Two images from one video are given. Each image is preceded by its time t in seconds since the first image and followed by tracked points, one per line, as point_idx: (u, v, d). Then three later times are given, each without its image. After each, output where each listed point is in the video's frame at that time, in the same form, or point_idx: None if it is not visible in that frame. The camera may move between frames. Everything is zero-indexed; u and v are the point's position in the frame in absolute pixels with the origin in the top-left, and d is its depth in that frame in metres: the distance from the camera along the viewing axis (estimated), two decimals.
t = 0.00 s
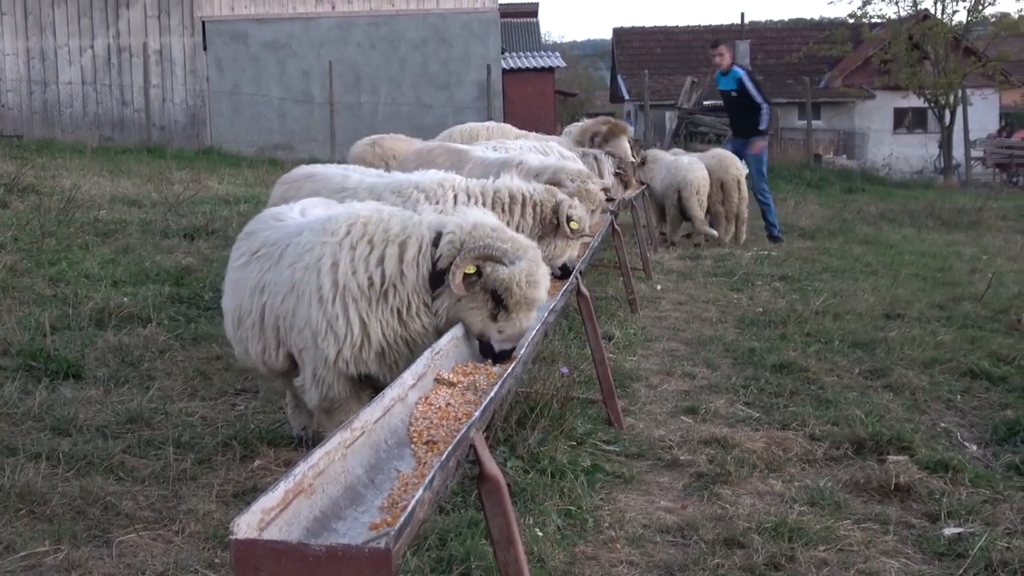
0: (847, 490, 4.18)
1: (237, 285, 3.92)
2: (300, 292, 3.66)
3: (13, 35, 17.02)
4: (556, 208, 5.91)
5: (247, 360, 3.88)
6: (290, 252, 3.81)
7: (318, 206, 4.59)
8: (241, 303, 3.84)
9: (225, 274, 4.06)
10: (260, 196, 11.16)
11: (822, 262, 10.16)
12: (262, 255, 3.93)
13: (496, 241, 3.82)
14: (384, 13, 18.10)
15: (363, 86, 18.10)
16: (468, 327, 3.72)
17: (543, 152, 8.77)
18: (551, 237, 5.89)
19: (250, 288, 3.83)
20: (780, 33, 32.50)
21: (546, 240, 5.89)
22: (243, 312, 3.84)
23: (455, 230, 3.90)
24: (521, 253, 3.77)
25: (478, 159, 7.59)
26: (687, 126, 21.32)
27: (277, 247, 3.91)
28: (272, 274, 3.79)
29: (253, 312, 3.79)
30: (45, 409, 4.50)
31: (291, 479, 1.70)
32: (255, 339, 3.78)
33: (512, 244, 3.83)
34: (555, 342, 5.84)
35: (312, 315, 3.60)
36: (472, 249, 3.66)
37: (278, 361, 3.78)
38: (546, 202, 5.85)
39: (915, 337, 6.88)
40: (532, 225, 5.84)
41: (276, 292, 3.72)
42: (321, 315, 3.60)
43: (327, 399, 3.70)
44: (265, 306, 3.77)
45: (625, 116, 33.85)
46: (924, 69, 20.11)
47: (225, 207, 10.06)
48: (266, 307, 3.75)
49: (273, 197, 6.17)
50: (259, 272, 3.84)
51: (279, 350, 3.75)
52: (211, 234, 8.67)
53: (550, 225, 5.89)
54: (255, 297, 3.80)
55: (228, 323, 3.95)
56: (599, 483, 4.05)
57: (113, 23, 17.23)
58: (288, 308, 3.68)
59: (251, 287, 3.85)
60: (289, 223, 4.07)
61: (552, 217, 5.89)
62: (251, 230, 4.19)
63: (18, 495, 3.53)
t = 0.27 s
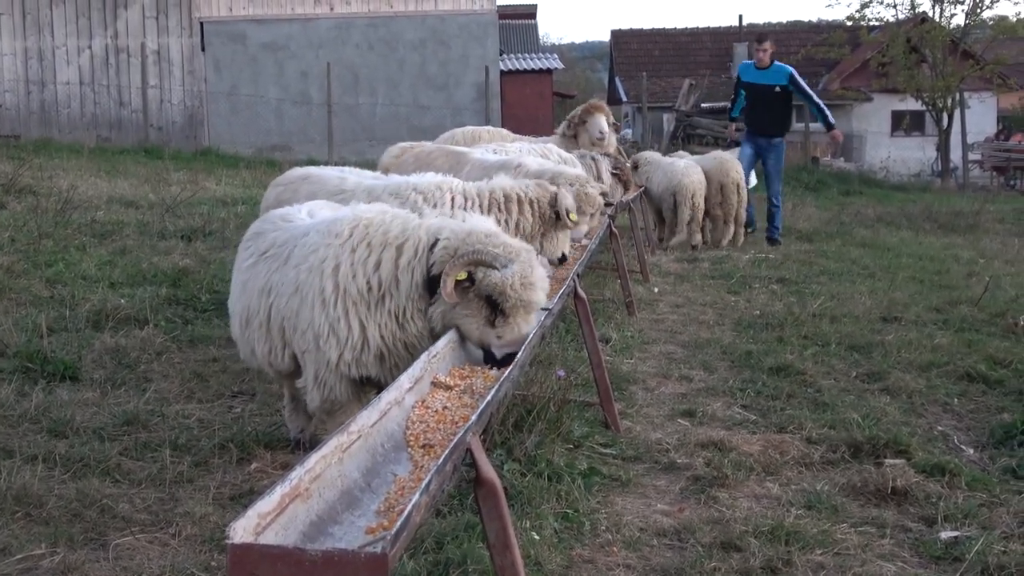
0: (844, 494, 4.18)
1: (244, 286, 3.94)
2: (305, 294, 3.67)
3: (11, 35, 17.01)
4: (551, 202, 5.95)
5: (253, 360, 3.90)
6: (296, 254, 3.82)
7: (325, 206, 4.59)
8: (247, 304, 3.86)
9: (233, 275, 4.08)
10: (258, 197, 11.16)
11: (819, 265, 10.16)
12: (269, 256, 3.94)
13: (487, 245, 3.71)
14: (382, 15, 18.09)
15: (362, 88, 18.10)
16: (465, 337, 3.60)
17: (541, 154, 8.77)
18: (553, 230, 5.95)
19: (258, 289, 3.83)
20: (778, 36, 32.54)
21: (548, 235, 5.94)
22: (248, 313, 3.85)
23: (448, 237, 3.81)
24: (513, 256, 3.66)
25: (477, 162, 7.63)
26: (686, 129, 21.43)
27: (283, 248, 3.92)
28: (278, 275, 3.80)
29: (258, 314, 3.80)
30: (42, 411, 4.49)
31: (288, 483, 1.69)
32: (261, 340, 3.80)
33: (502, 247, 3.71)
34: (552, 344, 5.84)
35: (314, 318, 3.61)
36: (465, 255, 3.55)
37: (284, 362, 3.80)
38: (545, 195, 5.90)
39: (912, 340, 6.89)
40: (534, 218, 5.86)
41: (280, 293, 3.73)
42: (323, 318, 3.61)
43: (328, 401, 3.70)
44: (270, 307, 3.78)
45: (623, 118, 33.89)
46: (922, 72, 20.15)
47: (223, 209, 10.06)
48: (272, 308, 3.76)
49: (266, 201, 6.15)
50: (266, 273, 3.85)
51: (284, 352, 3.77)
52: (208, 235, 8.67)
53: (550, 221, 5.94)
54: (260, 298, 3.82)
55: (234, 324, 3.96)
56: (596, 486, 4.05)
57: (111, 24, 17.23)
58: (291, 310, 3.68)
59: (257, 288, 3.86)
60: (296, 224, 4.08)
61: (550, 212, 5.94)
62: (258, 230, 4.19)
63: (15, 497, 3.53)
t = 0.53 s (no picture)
0: (841, 496, 4.19)
1: (247, 286, 3.95)
2: (304, 295, 3.67)
3: (9, 35, 17.02)
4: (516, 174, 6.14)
5: (253, 360, 3.91)
6: (297, 255, 3.83)
7: (330, 206, 4.59)
8: (249, 304, 3.87)
9: (236, 274, 4.09)
10: (256, 198, 11.16)
11: (817, 268, 10.17)
12: (272, 255, 3.95)
13: (480, 250, 3.64)
14: (381, 16, 18.08)
15: (361, 89, 18.11)
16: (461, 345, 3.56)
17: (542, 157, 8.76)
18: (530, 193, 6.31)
19: (259, 288, 3.85)
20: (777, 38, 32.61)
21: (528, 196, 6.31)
22: (250, 312, 3.87)
23: (442, 241, 3.75)
24: (505, 259, 3.61)
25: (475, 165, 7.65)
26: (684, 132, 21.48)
27: (285, 248, 3.93)
28: (278, 275, 3.81)
29: (259, 314, 3.81)
30: (38, 411, 4.48)
31: (284, 484, 1.69)
32: (261, 339, 3.81)
33: (495, 250, 3.64)
34: (550, 346, 5.84)
35: (312, 319, 3.61)
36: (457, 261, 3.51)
37: (283, 361, 3.80)
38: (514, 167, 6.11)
39: (909, 344, 6.89)
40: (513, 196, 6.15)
41: (280, 293, 3.74)
42: (321, 320, 3.61)
43: (325, 401, 3.69)
44: (270, 307, 3.79)
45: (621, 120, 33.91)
46: (920, 75, 20.18)
47: (221, 209, 10.05)
48: (272, 307, 3.77)
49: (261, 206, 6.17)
50: (267, 273, 3.87)
51: (283, 352, 3.77)
52: (206, 235, 8.67)
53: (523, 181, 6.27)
54: (262, 298, 3.83)
55: (236, 323, 3.98)
56: (593, 488, 4.05)
57: (110, 24, 17.25)
58: (290, 311, 3.69)
59: (258, 288, 3.87)
60: (299, 224, 4.08)
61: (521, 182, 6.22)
62: (262, 229, 4.20)
63: (11, 497, 3.52)
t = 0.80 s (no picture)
0: (838, 498, 4.19)
1: (245, 290, 3.95)
2: (302, 299, 3.67)
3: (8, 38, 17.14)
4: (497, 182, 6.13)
5: (252, 363, 3.90)
6: (295, 258, 3.83)
7: (329, 210, 4.59)
8: (247, 307, 3.87)
9: (235, 277, 4.09)
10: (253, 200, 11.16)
11: (814, 268, 10.17)
12: (270, 259, 3.95)
13: (467, 251, 3.64)
14: (377, 18, 18.05)
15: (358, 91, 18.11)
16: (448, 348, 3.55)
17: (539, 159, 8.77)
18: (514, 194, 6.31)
19: (257, 293, 3.85)
20: (773, 37, 32.65)
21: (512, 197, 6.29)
22: (248, 317, 3.86)
23: (433, 243, 3.75)
24: (490, 260, 3.60)
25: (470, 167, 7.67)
26: (681, 132, 21.50)
27: (283, 252, 3.93)
28: (277, 279, 3.81)
29: (257, 318, 3.81)
30: (35, 416, 4.47)
31: (278, 490, 1.69)
32: (260, 343, 3.80)
33: (479, 251, 3.64)
34: (547, 349, 5.84)
35: (309, 322, 3.62)
36: (440, 262, 3.54)
37: (282, 365, 3.79)
38: (498, 172, 6.07)
39: (906, 344, 6.90)
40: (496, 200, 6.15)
41: (279, 297, 3.74)
42: (319, 323, 3.61)
43: (323, 405, 3.68)
44: (268, 311, 3.78)
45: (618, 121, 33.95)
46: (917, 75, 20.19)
47: (218, 212, 10.05)
48: (270, 312, 3.77)
49: (247, 212, 6.16)
50: (265, 278, 3.87)
51: (281, 356, 3.76)
52: (203, 238, 8.67)
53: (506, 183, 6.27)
54: (260, 302, 3.82)
55: (235, 328, 3.97)
56: (590, 490, 4.05)
57: (107, 27, 17.26)
58: (288, 315, 3.69)
59: (257, 292, 3.87)
60: (297, 228, 4.08)
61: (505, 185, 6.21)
62: (260, 233, 4.20)
63: (7, 503, 3.52)
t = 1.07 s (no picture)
0: (831, 496, 4.20)
1: (240, 291, 3.95)
2: (296, 300, 3.68)
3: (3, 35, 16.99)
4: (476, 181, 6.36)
5: (248, 364, 3.90)
6: (290, 259, 3.84)
7: (323, 211, 4.59)
8: (242, 309, 3.87)
9: (229, 279, 4.09)
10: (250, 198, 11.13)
11: (810, 265, 10.19)
12: (264, 261, 3.95)
13: (449, 251, 3.64)
14: (375, 14, 18.04)
15: (355, 87, 18.09)
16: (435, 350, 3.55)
17: (533, 156, 8.77)
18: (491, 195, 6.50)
19: (253, 294, 3.84)
20: (771, 33, 32.68)
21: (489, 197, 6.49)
22: (243, 318, 3.86)
23: (419, 244, 3.75)
24: (473, 259, 3.60)
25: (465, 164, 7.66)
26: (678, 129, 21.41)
27: (277, 254, 3.93)
28: (271, 281, 3.81)
29: (252, 319, 3.81)
30: (28, 416, 4.47)
31: (264, 495, 1.69)
32: (255, 344, 3.80)
33: (460, 251, 3.64)
34: (541, 348, 5.85)
35: (304, 323, 3.63)
36: (422, 263, 3.54)
37: (278, 366, 3.79)
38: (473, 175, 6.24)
39: (901, 341, 6.91)
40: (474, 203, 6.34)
41: (273, 298, 3.75)
42: (314, 324, 3.63)
43: (317, 405, 3.70)
44: (263, 312, 3.79)
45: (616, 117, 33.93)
46: (915, 70, 20.19)
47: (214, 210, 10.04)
48: (265, 312, 3.77)
49: (221, 213, 6.14)
50: (260, 279, 3.86)
51: (277, 357, 3.76)
52: (199, 236, 8.65)
53: (483, 184, 6.44)
54: (255, 303, 3.82)
55: (229, 329, 3.97)
56: (583, 490, 4.06)
57: (104, 24, 17.18)
58: (283, 316, 3.69)
59: (251, 294, 3.87)
60: (291, 229, 4.08)
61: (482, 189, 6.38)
62: (253, 235, 4.20)
63: None
